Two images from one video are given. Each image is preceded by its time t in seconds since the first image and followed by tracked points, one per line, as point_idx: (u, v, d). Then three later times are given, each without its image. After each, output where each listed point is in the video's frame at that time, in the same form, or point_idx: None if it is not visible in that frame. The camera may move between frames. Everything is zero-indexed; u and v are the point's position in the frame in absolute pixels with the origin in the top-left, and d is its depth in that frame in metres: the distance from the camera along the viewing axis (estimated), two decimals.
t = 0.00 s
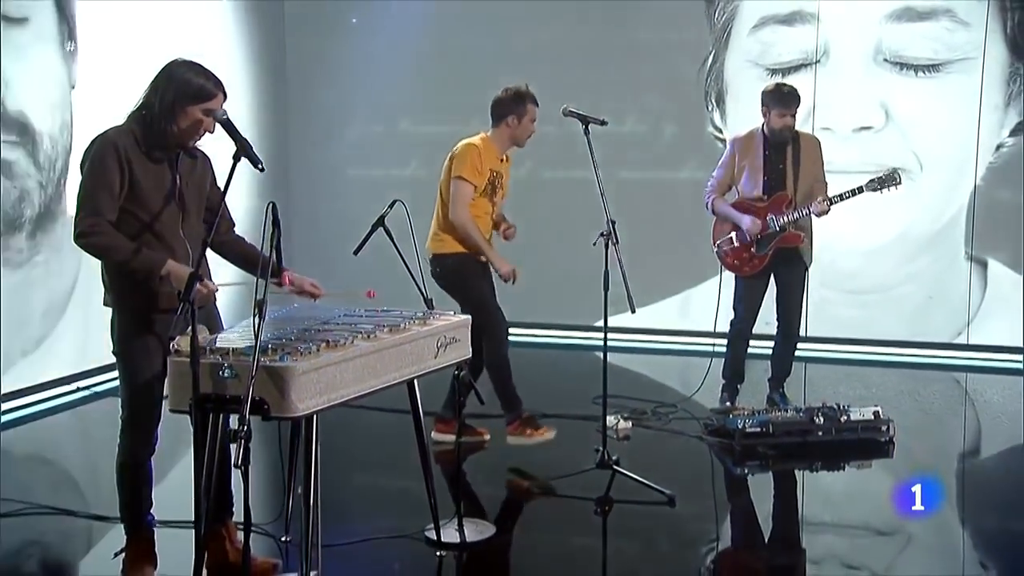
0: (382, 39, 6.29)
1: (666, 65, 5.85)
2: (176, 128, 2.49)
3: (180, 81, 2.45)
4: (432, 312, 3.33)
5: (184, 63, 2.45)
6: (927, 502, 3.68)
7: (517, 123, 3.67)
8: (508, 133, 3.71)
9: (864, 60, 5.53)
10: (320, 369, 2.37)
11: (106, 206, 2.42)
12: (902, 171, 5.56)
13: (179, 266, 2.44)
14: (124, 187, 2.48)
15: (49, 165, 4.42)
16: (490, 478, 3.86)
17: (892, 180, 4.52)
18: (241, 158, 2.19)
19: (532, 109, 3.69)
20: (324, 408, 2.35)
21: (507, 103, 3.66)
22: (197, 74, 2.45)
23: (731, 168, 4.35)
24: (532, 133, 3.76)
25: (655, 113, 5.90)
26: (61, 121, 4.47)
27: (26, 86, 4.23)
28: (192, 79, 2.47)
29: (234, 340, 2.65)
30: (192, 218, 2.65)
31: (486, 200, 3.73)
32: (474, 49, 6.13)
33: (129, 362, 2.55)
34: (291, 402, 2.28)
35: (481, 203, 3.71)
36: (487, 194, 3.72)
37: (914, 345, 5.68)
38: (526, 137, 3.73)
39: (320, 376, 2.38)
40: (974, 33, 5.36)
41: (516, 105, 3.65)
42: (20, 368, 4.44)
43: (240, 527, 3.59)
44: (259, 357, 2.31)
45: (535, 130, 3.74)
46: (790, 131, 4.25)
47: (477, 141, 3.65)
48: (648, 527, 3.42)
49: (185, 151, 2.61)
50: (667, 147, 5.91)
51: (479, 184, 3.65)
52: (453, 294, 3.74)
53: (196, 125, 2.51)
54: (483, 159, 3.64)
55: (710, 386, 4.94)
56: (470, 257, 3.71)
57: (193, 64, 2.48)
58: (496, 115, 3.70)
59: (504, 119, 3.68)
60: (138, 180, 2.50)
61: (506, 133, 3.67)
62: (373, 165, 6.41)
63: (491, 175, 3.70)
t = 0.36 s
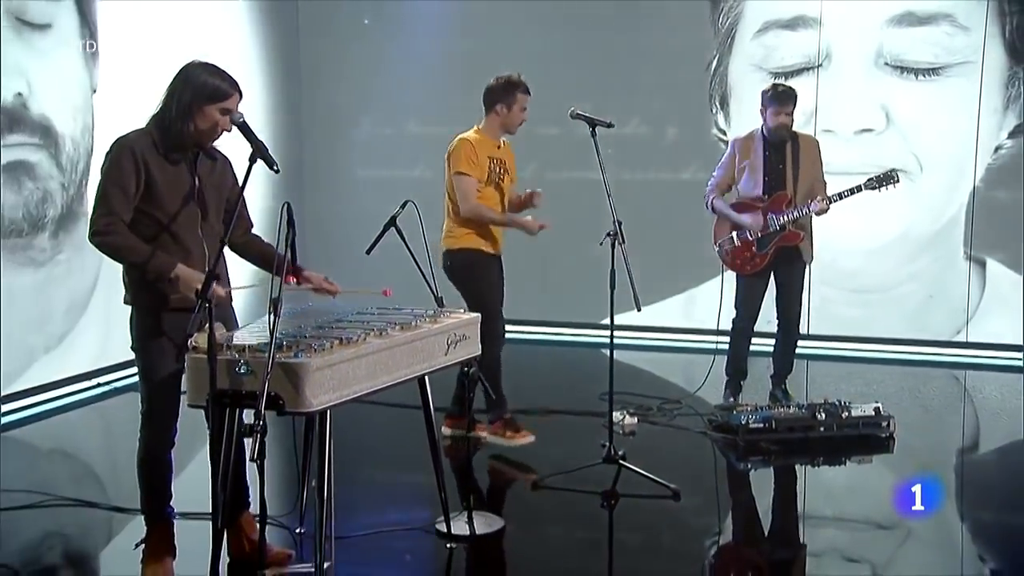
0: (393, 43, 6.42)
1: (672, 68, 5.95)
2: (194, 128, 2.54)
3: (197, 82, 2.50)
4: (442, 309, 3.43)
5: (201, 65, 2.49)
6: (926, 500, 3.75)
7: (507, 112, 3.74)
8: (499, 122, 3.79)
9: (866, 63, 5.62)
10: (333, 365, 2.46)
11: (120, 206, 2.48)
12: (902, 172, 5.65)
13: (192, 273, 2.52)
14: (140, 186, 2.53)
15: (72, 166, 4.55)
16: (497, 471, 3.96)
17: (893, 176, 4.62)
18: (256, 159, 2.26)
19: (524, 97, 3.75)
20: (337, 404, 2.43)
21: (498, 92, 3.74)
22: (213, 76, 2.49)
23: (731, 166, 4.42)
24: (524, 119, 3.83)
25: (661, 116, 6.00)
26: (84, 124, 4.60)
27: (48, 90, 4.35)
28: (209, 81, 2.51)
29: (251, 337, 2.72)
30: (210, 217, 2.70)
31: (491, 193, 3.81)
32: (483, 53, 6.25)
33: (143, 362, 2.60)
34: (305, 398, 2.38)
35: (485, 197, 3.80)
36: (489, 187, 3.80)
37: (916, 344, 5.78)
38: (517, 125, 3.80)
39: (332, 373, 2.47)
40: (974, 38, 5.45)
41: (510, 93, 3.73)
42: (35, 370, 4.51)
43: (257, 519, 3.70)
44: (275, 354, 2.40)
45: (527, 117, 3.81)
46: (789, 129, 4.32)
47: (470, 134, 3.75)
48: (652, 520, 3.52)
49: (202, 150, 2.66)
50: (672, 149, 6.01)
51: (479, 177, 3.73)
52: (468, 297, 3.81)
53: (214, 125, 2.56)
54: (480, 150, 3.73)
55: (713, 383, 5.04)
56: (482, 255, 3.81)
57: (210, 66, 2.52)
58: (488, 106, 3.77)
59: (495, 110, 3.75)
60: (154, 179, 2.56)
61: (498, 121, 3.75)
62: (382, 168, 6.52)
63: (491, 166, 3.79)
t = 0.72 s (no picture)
0: (400, 46, 6.52)
1: (675, 71, 6.05)
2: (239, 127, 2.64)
3: (242, 83, 2.59)
4: (450, 305, 3.52)
5: (245, 67, 2.59)
6: (929, 504, 3.73)
7: (512, 123, 3.80)
8: (504, 131, 3.85)
9: (865, 65, 5.71)
10: (344, 361, 2.55)
11: (164, 201, 2.60)
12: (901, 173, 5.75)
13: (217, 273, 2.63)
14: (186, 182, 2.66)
15: (91, 166, 4.68)
16: (503, 465, 4.07)
17: (892, 179, 4.71)
18: (268, 160, 2.34)
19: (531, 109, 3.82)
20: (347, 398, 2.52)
21: (505, 101, 3.79)
22: (256, 77, 2.58)
23: (726, 162, 4.45)
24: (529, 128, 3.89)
25: (665, 117, 6.10)
26: (101, 125, 4.71)
27: (67, 93, 4.46)
28: (254, 83, 2.60)
29: (267, 333, 2.81)
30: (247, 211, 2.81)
31: (494, 195, 3.92)
32: (490, 55, 6.36)
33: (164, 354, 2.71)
34: (316, 392, 2.46)
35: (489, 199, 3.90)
36: (492, 190, 3.89)
37: (915, 340, 5.88)
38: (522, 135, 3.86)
39: (343, 368, 2.55)
40: (971, 41, 5.54)
41: (516, 103, 3.77)
42: (57, 363, 4.64)
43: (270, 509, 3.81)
44: (287, 350, 2.49)
45: (531, 126, 3.87)
46: (781, 132, 4.41)
47: (471, 143, 3.82)
48: (655, 511, 3.62)
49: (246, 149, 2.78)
50: (675, 150, 6.12)
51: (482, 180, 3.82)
52: (475, 294, 3.91)
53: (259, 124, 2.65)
54: (485, 155, 3.83)
55: (715, 378, 5.14)
56: (489, 258, 3.92)
57: (256, 69, 2.61)
58: (493, 114, 3.83)
59: (500, 119, 3.81)
60: (198, 176, 2.68)
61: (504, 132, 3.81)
62: (391, 168, 6.63)
63: (495, 171, 3.88)
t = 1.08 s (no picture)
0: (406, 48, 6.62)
1: (677, 73, 6.15)
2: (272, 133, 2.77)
3: (276, 90, 2.71)
4: (456, 303, 3.62)
5: (281, 75, 2.71)
6: (929, 507, 3.73)
7: (524, 113, 3.88)
8: (519, 124, 3.92)
9: (864, 67, 5.81)
10: (354, 356, 2.65)
11: (199, 200, 2.75)
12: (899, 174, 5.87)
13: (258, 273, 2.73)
14: (221, 184, 2.79)
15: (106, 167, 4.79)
16: (508, 458, 4.18)
17: (888, 180, 4.81)
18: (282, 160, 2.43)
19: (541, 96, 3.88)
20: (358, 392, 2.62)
21: (514, 94, 3.88)
22: (291, 85, 2.71)
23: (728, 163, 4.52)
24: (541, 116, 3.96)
25: (667, 118, 6.21)
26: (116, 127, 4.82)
27: (86, 99, 4.62)
28: (289, 91, 2.72)
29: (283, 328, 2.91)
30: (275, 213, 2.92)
31: (505, 193, 4.00)
32: (495, 57, 6.45)
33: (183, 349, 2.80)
34: (328, 386, 2.56)
35: (501, 198, 3.99)
36: (502, 187, 3.98)
37: (912, 336, 5.99)
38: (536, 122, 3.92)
39: (354, 363, 2.66)
40: (967, 44, 5.65)
41: (525, 94, 3.87)
42: (74, 358, 4.75)
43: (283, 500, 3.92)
44: (300, 345, 2.59)
45: (544, 113, 3.94)
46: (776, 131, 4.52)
47: (486, 139, 3.91)
48: (657, 502, 3.73)
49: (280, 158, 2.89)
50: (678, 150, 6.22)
51: (493, 180, 3.93)
52: (484, 292, 4.02)
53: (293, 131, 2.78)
54: (494, 152, 3.91)
55: (716, 374, 5.25)
56: (500, 256, 4.00)
57: (290, 78, 2.73)
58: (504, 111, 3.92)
59: (513, 112, 3.90)
60: (231, 178, 2.80)
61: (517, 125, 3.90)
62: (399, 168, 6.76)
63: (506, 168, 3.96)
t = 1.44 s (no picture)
0: (413, 49, 6.74)
1: (680, 74, 6.25)
2: (257, 131, 2.83)
3: (259, 88, 2.77)
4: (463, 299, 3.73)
5: (262, 73, 2.77)
6: (926, 503, 3.80)
7: (534, 118, 3.98)
8: (530, 127, 4.03)
9: (863, 69, 5.92)
10: (365, 351, 2.76)
11: (195, 203, 2.79)
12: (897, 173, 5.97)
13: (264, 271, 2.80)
14: (213, 183, 2.85)
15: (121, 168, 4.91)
16: (516, 450, 4.29)
17: (895, 179, 4.90)
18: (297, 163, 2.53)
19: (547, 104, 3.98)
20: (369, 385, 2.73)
21: (525, 100, 3.96)
22: (273, 82, 2.76)
23: (737, 164, 4.64)
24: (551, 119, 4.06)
25: (671, 119, 6.31)
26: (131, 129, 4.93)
27: (103, 100, 4.74)
28: (271, 89, 2.78)
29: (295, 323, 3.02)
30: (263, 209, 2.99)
31: (519, 194, 4.11)
32: (500, 58, 6.57)
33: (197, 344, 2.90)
34: (340, 380, 2.67)
35: (515, 198, 4.10)
36: (517, 188, 4.10)
37: (910, 332, 6.10)
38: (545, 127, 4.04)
39: (365, 357, 2.77)
40: (964, 47, 5.75)
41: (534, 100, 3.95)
42: (92, 353, 4.87)
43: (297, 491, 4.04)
44: (313, 340, 2.70)
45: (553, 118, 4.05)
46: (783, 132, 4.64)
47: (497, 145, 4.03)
48: (659, 493, 3.84)
49: (262, 154, 2.96)
50: (681, 150, 6.32)
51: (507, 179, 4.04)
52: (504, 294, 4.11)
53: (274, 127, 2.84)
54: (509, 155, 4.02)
55: (718, 369, 5.36)
56: (520, 262, 4.09)
57: (271, 76, 2.79)
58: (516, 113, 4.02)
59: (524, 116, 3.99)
60: (220, 176, 2.86)
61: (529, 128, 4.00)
62: (406, 167, 6.87)
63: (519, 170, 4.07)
